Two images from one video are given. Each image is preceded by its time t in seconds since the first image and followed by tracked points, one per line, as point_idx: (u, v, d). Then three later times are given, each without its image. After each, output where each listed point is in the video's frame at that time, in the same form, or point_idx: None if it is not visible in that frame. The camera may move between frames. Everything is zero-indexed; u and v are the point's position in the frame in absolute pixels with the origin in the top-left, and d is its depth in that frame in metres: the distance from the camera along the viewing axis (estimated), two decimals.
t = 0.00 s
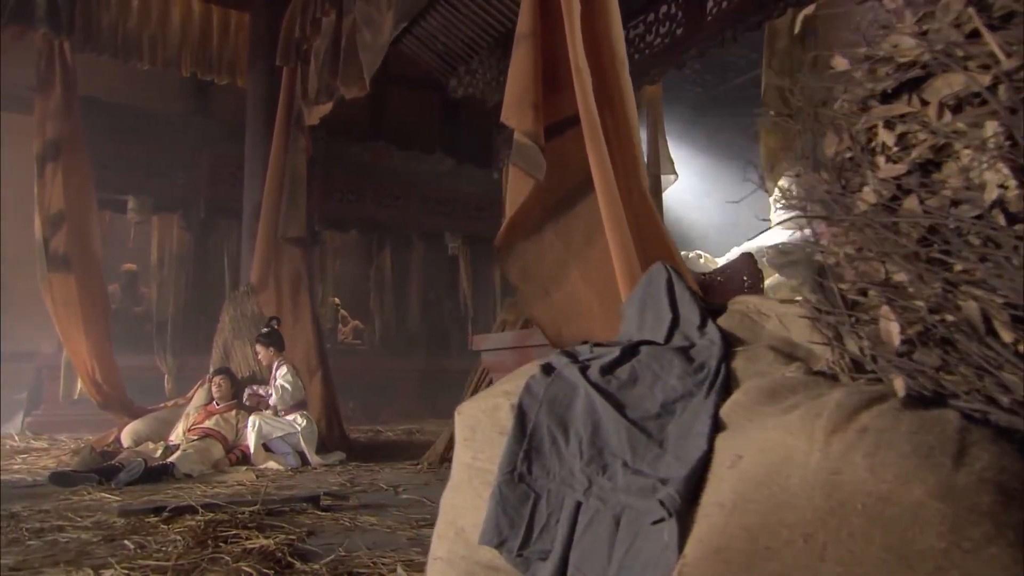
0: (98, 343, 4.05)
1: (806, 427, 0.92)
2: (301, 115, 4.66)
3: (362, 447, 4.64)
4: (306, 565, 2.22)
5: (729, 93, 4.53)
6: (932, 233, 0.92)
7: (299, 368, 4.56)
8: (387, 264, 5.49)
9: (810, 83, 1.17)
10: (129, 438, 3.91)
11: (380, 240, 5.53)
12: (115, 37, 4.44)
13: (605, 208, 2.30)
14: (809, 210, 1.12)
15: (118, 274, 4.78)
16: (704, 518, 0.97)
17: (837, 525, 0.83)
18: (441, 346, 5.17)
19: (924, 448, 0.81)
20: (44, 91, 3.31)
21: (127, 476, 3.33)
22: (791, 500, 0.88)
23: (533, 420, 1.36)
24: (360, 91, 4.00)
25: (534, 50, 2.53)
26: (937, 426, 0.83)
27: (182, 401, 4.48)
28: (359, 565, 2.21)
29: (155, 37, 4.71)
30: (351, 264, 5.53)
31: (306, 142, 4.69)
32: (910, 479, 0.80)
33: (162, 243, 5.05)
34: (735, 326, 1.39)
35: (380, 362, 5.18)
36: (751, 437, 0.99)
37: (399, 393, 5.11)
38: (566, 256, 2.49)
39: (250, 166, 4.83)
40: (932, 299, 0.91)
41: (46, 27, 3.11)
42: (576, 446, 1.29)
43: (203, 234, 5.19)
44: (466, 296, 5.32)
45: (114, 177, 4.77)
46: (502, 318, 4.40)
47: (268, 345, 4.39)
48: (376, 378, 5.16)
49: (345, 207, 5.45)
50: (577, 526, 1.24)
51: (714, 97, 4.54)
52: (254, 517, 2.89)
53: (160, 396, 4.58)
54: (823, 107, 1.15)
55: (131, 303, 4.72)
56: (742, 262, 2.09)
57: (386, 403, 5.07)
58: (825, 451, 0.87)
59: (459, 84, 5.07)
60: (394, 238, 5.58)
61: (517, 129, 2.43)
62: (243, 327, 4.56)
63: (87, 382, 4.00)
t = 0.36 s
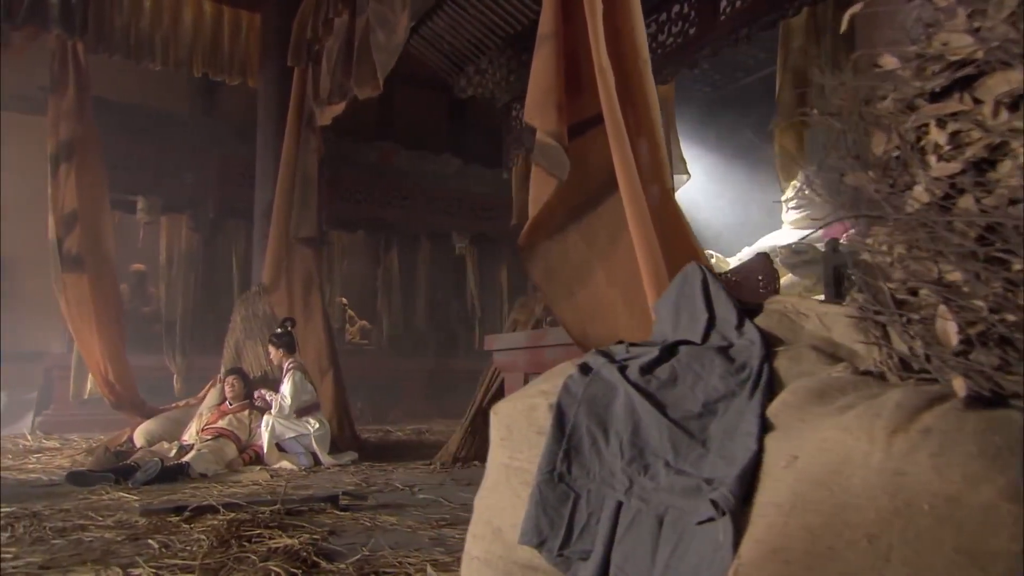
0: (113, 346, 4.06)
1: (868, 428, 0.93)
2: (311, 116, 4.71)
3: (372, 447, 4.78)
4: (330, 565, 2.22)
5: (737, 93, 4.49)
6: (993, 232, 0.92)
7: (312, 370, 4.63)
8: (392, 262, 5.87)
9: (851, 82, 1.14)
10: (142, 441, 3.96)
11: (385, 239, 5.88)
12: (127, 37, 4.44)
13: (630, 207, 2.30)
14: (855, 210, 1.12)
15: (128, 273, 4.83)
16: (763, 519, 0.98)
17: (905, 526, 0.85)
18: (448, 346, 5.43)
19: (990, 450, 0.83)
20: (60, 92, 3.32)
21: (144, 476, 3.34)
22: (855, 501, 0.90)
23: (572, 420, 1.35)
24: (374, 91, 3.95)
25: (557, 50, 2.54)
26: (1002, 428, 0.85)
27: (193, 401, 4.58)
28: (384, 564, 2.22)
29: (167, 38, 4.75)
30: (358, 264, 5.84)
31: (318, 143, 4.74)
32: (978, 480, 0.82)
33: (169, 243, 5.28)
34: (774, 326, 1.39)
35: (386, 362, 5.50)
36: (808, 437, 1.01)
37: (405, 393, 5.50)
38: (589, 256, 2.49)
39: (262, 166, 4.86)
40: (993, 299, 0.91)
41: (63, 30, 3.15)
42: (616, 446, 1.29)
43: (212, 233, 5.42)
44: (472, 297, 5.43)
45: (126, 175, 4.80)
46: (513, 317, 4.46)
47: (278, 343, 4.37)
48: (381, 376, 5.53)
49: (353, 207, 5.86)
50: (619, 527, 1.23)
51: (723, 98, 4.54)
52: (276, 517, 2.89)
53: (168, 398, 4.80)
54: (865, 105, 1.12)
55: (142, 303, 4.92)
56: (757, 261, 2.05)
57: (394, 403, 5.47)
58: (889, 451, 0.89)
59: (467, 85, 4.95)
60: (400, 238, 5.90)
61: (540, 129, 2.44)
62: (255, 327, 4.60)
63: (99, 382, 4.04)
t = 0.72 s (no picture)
0: (128, 344, 4.14)
1: (932, 428, 0.95)
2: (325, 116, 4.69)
3: (384, 447, 4.79)
4: (359, 565, 2.22)
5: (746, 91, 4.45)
6: None
7: (324, 370, 4.58)
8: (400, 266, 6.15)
9: (901, 79, 1.14)
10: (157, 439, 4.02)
11: (396, 240, 6.25)
12: (140, 38, 4.51)
13: (655, 206, 2.29)
14: (908, 209, 1.11)
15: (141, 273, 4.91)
16: (824, 518, 0.99)
17: (976, 527, 0.87)
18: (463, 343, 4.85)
19: None
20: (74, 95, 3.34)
21: (161, 476, 3.34)
22: (920, 500, 0.91)
23: (613, 420, 1.35)
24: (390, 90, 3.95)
25: (581, 49, 2.53)
26: None
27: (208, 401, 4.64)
28: (412, 564, 2.21)
29: (181, 39, 4.80)
30: (367, 263, 6.12)
31: (331, 144, 4.72)
32: None
33: (181, 243, 5.52)
34: (817, 325, 1.39)
35: (397, 361, 5.91)
36: (867, 436, 1.02)
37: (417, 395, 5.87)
38: (613, 256, 2.48)
39: (275, 166, 4.87)
40: None
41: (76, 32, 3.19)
42: (658, 446, 1.29)
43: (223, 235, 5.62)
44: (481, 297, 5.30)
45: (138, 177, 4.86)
46: (526, 317, 4.50)
47: (290, 344, 4.32)
48: (392, 374, 5.89)
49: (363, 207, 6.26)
50: (663, 528, 1.22)
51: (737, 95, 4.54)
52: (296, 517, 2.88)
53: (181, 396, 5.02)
54: (911, 104, 1.11)
55: (152, 302, 5.01)
56: (774, 262, 2.03)
57: (406, 403, 5.87)
58: (957, 452, 0.91)
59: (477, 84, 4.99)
60: (408, 238, 6.29)
61: (564, 128, 2.44)
62: (268, 327, 4.58)
63: (115, 382, 4.11)
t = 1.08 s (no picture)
0: (139, 342, 4.14)
1: (991, 428, 0.94)
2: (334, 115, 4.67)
3: (394, 447, 4.80)
4: (382, 565, 2.21)
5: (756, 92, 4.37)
6: None
7: (335, 370, 4.58)
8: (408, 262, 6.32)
9: (946, 78, 1.13)
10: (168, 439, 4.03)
11: (403, 240, 6.28)
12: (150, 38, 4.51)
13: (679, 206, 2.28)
14: (955, 207, 1.10)
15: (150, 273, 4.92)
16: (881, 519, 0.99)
17: None
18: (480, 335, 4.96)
19: None
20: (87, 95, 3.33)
21: (176, 476, 3.34)
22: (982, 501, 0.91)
23: (651, 420, 1.34)
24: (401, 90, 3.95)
25: (602, 48, 2.53)
26: None
27: (217, 401, 4.63)
28: (435, 564, 2.21)
29: (191, 39, 4.81)
30: (372, 264, 6.21)
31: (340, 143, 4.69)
32: None
33: (187, 243, 5.68)
34: (855, 325, 1.38)
35: (405, 361, 6.08)
36: (920, 437, 1.01)
37: (424, 394, 6.09)
38: (635, 256, 2.48)
39: (285, 167, 4.88)
40: None
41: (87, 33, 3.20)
42: (698, 446, 1.28)
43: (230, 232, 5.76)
44: (487, 297, 6.50)
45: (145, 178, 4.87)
46: (536, 317, 4.52)
47: (301, 345, 4.33)
48: (399, 374, 6.01)
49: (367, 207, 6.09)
50: (704, 528, 1.22)
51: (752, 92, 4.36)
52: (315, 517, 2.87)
53: (189, 395, 5.37)
54: (957, 102, 1.10)
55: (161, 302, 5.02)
56: (791, 260, 2.03)
57: (411, 403, 6.00)
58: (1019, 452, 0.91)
59: (484, 84, 5.03)
60: (415, 238, 6.33)
61: (586, 128, 2.44)
62: (278, 327, 4.59)
63: (126, 381, 4.13)
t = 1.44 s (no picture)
0: (149, 343, 4.14)
1: None
2: (344, 115, 4.66)
3: (403, 447, 4.79)
4: (404, 565, 2.21)
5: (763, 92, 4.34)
6: None
7: (345, 371, 4.54)
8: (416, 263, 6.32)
9: (988, 75, 1.12)
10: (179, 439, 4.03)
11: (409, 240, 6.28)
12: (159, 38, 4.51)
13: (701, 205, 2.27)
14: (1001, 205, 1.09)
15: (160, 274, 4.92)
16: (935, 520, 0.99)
17: None
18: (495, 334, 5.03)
19: None
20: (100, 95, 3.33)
21: (190, 476, 3.34)
22: None
23: (687, 420, 1.34)
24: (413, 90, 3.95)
25: (622, 47, 2.52)
26: None
27: (227, 401, 4.63)
28: (458, 564, 2.20)
29: (201, 39, 4.81)
30: (380, 264, 6.32)
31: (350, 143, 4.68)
32: None
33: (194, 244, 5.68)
34: (892, 324, 1.37)
35: (413, 362, 6.06)
36: (971, 437, 1.01)
37: (432, 394, 6.05)
38: (655, 255, 2.47)
39: (294, 167, 4.88)
40: None
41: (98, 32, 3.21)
42: (735, 446, 1.28)
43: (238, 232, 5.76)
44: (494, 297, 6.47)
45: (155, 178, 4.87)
46: (546, 317, 4.51)
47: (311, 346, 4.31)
48: (406, 375, 5.98)
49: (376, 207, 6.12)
50: (742, 528, 1.21)
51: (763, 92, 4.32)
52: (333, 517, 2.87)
53: (197, 396, 5.29)
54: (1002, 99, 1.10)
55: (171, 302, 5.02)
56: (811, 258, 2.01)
57: (419, 403, 5.98)
58: None
59: (492, 83, 5.02)
60: (422, 238, 6.32)
61: (606, 127, 2.44)
62: (288, 327, 4.61)
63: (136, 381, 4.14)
